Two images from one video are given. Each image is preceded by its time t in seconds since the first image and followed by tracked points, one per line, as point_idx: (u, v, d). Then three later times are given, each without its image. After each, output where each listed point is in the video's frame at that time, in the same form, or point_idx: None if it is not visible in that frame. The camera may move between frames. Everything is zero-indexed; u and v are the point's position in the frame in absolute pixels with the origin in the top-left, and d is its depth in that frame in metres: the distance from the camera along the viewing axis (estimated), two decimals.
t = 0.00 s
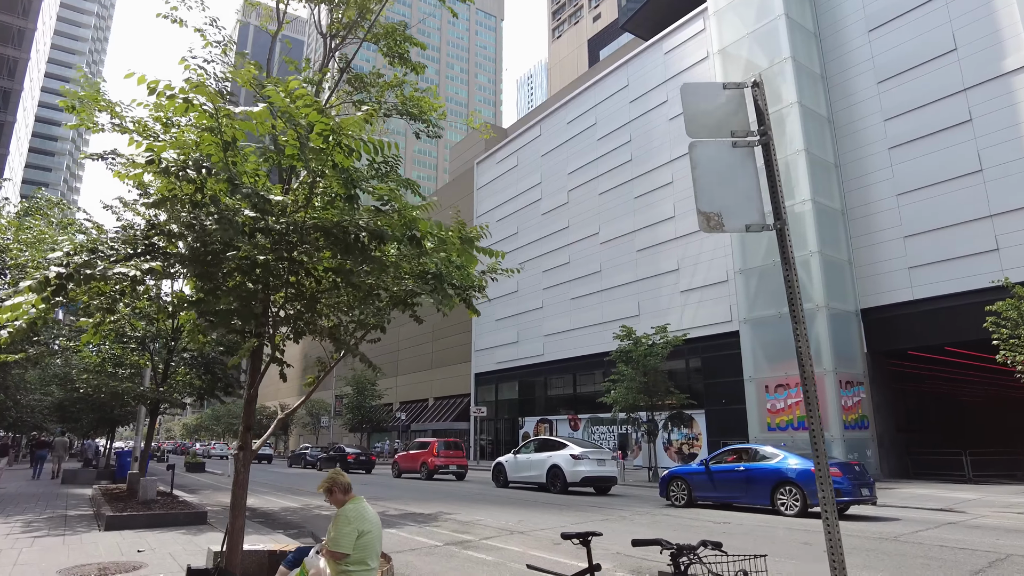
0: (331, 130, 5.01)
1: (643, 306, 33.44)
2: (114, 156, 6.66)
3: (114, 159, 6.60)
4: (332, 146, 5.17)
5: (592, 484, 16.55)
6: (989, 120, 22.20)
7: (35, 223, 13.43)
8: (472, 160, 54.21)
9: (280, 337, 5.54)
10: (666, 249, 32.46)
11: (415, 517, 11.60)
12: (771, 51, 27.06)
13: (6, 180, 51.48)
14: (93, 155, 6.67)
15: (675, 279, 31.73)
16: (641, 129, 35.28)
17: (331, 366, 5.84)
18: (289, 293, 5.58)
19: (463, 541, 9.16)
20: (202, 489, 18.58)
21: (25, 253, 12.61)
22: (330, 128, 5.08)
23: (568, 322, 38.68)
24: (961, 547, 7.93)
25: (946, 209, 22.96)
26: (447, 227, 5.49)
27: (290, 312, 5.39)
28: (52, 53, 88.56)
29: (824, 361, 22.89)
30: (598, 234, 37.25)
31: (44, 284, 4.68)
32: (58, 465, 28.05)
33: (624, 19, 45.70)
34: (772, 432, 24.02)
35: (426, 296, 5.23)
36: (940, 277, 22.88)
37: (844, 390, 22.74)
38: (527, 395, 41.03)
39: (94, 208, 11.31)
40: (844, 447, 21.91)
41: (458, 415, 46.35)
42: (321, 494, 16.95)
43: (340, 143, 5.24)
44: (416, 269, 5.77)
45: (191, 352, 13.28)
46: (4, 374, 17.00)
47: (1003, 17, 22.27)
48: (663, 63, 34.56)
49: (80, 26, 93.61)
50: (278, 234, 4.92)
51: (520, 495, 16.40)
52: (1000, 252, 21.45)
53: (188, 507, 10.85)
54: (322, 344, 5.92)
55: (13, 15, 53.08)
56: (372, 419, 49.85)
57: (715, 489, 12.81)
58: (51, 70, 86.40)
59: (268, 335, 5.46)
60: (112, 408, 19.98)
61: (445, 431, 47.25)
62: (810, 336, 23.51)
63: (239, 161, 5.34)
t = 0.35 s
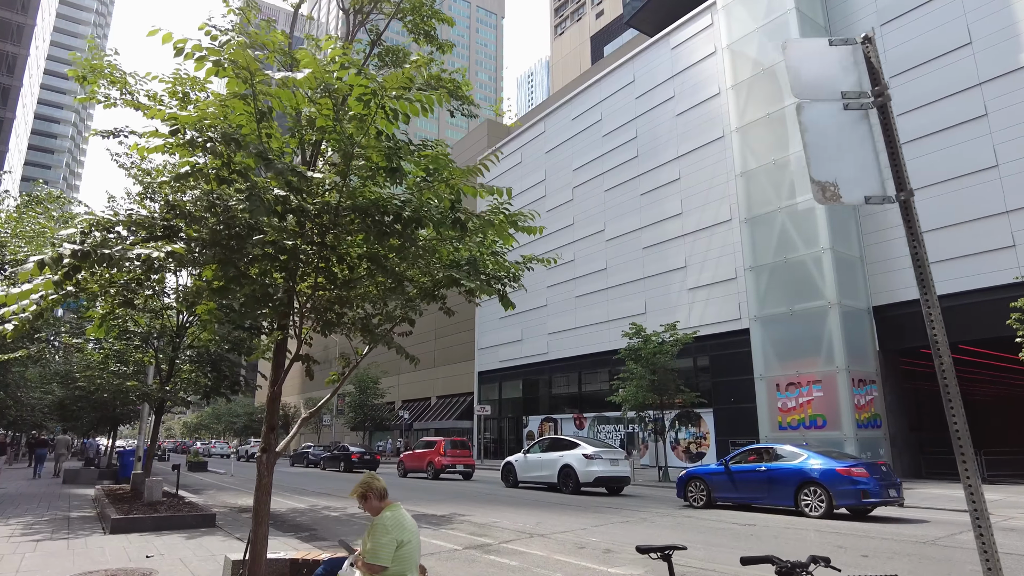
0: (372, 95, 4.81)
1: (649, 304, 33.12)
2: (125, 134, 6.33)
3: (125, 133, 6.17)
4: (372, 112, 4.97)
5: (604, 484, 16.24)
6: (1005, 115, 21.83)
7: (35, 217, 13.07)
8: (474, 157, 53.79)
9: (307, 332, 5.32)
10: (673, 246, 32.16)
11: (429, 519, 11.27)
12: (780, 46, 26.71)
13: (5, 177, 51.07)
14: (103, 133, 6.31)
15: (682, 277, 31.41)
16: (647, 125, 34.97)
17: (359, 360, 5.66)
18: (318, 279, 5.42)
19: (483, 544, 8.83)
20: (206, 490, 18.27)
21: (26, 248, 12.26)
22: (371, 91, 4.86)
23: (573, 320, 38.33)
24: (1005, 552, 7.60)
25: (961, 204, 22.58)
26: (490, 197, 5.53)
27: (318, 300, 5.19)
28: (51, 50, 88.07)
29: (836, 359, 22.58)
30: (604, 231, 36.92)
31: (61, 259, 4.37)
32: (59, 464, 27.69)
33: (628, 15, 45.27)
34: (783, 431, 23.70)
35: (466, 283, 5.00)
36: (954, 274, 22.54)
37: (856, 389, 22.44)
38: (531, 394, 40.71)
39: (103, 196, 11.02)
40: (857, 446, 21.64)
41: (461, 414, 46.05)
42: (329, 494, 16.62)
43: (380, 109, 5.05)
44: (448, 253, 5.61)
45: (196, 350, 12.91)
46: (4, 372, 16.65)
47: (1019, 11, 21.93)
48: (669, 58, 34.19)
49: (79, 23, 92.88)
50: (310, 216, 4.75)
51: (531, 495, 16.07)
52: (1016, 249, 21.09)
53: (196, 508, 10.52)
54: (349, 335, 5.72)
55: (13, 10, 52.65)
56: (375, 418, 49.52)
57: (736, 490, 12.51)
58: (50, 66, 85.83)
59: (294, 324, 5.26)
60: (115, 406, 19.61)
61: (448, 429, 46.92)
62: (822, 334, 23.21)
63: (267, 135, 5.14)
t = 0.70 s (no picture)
0: (429, 36, 4.61)
1: (656, 301, 32.74)
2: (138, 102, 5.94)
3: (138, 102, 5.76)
4: (428, 60, 4.75)
5: (618, 482, 15.91)
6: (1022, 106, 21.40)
7: (34, 210, 12.65)
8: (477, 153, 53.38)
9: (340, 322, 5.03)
10: (680, 241, 31.81)
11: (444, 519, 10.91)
12: (791, 37, 26.32)
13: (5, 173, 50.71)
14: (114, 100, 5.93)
15: (690, 272, 31.01)
16: (653, 119, 34.61)
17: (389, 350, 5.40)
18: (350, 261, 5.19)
19: (504, 546, 8.46)
20: (211, 489, 17.96)
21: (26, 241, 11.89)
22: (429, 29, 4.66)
23: (579, 316, 37.96)
24: None
25: (976, 198, 22.15)
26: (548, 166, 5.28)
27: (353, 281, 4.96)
28: (50, 47, 87.58)
29: (850, 356, 22.24)
30: (609, 228, 36.52)
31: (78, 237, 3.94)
32: (61, 462, 27.33)
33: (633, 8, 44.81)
34: (796, 428, 23.36)
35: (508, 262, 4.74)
36: (968, 269, 22.15)
37: (870, 385, 22.09)
38: (536, 391, 40.37)
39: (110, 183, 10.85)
40: (872, 443, 21.29)
41: (465, 411, 45.73)
42: (336, 493, 16.28)
43: (434, 58, 4.85)
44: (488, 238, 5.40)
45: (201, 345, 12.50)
46: (4, 368, 16.28)
47: None
48: (676, 51, 33.80)
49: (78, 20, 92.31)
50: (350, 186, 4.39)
51: (544, 494, 15.78)
52: None
53: (204, 509, 10.13)
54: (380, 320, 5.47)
55: (13, 6, 52.26)
56: (378, 415, 49.17)
57: (757, 488, 12.18)
58: (51, 63, 85.44)
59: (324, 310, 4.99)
60: (117, 403, 19.24)
61: (451, 427, 46.60)
62: (835, 330, 22.85)
63: (313, 87, 4.93)
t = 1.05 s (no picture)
0: None
1: (668, 299, 32.37)
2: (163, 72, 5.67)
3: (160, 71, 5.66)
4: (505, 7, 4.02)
5: (637, 482, 15.66)
6: None
7: (42, 205, 12.35)
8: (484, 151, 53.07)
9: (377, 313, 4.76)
10: (691, 239, 31.46)
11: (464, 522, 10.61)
12: (805, 31, 25.90)
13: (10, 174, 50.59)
14: (135, 71, 5.64)
15: (702, 270, 30.65)
16: (663, 115, 34.23)
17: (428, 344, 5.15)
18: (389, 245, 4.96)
19: (533, 551, 8.15)
20: (221, 489, 17.71)
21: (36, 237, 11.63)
22: None
23: (588, 315, 37.60)
24: None
25: (995, 192, 21.72)
26: (630, 137, 4.72)
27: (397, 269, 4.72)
28: (55, 47, 87.48)
29: (868, 354, 21.86)
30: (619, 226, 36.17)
31: (100, 212, 3.61)
32: (69, 462, 27.13)
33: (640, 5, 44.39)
34: (812, 427, 23.01)
35: (561, 244, 4.47)
36: (988, 266, 21.74)
37: (889, 383, 21.71)
38: (544, 390, 40.07)
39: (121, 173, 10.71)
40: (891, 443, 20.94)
41: (473, 410, 45.48)
42: (348, 494, 16.00)
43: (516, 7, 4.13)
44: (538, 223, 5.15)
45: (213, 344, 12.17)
46: (12, 368, 16.02)
47: None
48: (686, 47, 33.41)
49: (83, 19, 92.12)
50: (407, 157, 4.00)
51: (561, 495, 15.50)
52: None
53: (218, 512, 9.82)
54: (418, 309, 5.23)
55: (18, 6, 51.95)
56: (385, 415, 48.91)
57: (784, 490, 11.85)
58: (55, 62, 85.31)
59: (362, 299, 4.73)
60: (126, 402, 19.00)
61: (458, 427, 46.32)
62: (852, 327, 22.47)
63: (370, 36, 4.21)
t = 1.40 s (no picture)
0: None
1: (680, 299, 31.99)
2: (189, 37, 5.41)
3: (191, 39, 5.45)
4: None
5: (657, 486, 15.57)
6: None
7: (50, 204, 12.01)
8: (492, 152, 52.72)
9: (423, 302, 4.52)
10: (704, 238, 31.08)
11: (486, 527, 10.25)
12: (821, 26, 25.48)
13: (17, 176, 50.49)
14: (158, 36, 5.36)
15: (715, 270, 30.28)
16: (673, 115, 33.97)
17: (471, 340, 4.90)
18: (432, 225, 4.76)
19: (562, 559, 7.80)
20: (232, 492, 17.43)
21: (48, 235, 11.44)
22: None
23: (598, 316, 37.23)
24: None
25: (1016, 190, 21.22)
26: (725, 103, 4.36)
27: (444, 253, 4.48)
28: (62, 50, 87.61)
29: (887, 354, 21.45)
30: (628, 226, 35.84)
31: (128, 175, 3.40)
32: (77, 465, 26.89)
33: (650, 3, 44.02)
34: (831, 430, 22.54)
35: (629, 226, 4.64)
36: (1008, 264, 21.34)
37: (909, 384, 21.29)
38: (554, 392, 39.71)
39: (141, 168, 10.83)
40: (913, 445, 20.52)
41: (481, 412, 45.18)
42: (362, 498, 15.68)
43: None
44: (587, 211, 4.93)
45: (226, 345, 11.86)
46: (20, 369, 15.72)
47: None
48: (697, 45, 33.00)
49: (90, 22, 92.20)
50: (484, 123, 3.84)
51: (580, 499, 15.20)
52: None
53: (233, 517, 9.47)
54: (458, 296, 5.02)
55: (25, 7, 51.76)
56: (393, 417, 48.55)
57: (815, 494, 11.48)
58: (63, 65, 85.46)
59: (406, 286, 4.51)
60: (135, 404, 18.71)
61: (467, 429, 45.94)
62: (871, 327, 22.06)
63: None
